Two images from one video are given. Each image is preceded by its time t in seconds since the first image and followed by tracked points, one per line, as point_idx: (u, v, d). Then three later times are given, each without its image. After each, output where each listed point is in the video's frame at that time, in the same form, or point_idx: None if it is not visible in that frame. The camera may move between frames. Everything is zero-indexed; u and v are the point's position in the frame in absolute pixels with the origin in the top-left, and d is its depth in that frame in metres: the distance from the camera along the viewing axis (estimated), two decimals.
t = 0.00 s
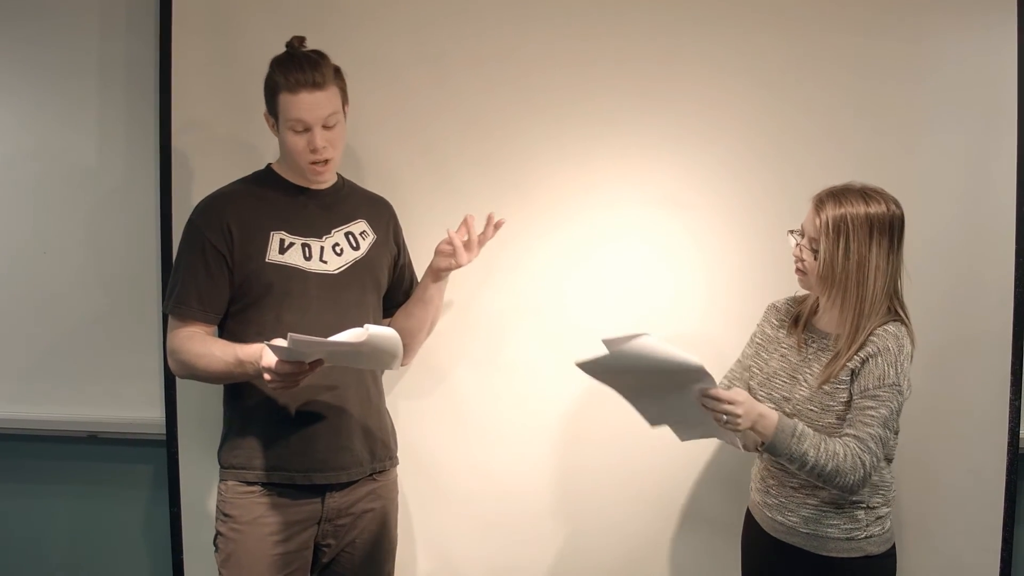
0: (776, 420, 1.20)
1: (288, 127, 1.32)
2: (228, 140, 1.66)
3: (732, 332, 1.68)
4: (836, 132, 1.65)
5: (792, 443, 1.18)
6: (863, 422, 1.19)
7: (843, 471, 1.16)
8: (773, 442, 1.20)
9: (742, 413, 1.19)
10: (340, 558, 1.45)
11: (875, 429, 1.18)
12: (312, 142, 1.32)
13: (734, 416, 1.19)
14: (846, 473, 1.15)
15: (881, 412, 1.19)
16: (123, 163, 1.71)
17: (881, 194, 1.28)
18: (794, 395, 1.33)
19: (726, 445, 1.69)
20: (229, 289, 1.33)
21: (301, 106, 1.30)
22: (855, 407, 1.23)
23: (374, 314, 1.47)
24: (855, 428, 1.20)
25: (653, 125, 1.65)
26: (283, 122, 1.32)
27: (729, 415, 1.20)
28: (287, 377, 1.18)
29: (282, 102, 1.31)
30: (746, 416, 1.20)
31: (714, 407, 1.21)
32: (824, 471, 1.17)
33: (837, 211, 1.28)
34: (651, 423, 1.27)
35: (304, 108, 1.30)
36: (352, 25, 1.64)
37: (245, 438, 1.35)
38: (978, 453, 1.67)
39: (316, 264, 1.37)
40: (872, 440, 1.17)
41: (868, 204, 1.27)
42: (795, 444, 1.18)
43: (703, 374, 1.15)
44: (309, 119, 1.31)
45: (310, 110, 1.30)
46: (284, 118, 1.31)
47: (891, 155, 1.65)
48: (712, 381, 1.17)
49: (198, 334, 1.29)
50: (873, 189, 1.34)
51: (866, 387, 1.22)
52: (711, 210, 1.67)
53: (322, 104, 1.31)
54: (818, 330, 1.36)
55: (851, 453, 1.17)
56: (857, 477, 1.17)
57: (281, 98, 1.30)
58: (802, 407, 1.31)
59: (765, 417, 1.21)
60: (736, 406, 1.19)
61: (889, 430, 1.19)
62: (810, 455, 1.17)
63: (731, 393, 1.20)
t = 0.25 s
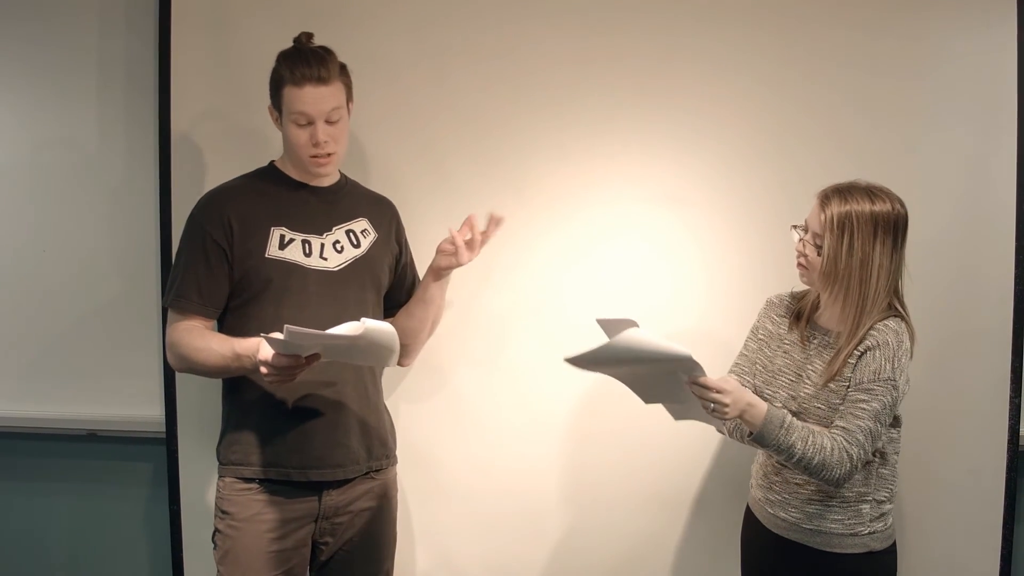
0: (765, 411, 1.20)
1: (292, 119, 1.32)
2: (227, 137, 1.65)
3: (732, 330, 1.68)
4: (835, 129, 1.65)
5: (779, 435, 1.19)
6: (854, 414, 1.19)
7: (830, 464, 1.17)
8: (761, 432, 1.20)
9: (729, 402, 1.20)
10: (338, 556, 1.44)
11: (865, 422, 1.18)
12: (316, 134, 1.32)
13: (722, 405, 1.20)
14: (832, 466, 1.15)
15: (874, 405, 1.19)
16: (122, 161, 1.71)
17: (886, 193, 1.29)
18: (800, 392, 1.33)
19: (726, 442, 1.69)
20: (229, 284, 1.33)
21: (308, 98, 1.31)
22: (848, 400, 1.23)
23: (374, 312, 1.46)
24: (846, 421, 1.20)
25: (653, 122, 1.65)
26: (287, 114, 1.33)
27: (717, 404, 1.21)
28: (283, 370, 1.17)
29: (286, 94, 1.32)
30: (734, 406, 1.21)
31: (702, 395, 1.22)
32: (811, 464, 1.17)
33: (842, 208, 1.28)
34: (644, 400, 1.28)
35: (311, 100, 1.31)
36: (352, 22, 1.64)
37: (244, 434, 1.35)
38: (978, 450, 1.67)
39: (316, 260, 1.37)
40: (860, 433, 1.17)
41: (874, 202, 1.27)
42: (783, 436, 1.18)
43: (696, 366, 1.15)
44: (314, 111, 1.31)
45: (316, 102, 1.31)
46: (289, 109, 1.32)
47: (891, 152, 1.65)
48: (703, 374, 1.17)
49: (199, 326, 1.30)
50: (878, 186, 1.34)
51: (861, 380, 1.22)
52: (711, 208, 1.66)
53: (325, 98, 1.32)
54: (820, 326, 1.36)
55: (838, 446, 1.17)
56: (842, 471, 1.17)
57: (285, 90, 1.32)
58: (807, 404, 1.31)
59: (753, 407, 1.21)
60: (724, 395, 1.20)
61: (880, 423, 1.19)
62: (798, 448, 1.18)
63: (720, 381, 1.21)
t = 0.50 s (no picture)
0: (764, 414, 1.21)
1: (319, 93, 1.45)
2: (227, 135, 1.65)
3: (732, 329, 1.68)
4: (836, 128, 1.64)
5: (778, 438, 1.19)
6: (853, 417, 1.20)
7: (827, 467, 1.18)
8: (759, 435, 1.21)
9: (729, 405, 1.21)
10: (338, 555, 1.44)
11: (864, 425, 1.19)
12: (341, 108, 1.46)
13: (722, 409, 1.21)
14: (828, 469, 1.17)
15: (873, 408, 1.19)
16: (122, 160, 1.71)
17: (887, 193, 1.28)
18: (797, 391, 1.33)
19: (726, 441, 1.69)
20: (230, 280, 1.32)
21: (336, 75, 1.47)
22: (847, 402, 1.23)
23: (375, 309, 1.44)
24: (845, 423, 1.20)
25: (653, 121, 1.65)
26: (314, 91, 1.45)
27: (717, 407, 1.22)
28: (290, 372, 1.20)
29: (316, 74, 1.46)
30: (734, 410, 1.22)
31: (702, 398, 1.23)
32: (809, 467, 1.18)
33: (843, 209, 1.28)
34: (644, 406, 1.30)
35: (339, 77, 1.47)
36: (352, 20, 1.64)
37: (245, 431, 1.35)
38: (978, 448, 1.67)
39: (316, 258, 1.37)
40: (859, 436, 1.18)
41: (874, 203, 1.27)
42: (782, 440, 1.19)
43: (694, 367, 1.15)
44: (341, 88, 1.47)
45: (344, 79, 1.47)
46: (316, 85, 1.45)
47: (891, 150, 1.65)
48: (701, 377, 1.17)
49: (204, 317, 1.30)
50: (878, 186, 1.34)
51: (860, 382, 1.22)
52: (710, 207, 1.66)
53: (352, 82, 1.49)
54: (820, 326, 1.36)
55: (836, 449, 1.18)
56: (840, 474, 1.18)
57: (315, 70, 1.46)
58: (805, 403, 1.31)
59: (754, 410, 1.22)
60: (725, 398, 1.20)
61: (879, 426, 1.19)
62: (797, 451, 1.19)
63: (720, 385, 1.22)
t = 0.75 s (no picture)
0: (767, 421, 1.21)
1: (338, 82, 1.42)
2: (226, 133, 1.65)
3: (732, 328, 1.68)
4: (836, 127, 1.64)
5: (781, 444, 1.20)
6: (855, 419, 1.20)
7: (831, 470, 1.17)
8: (763, 442, 1.21)
9: (731, 416, 1.20)
10: (336, 553, 1.44)
11: (867, 427, 1.18)
12: (359, 98, 1.43)
13: (725, 421, 1.20)
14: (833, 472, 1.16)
15: (875, 409, 1.19)
16: (121, 159, 1.71)
17: (885, 191, 1.28)
18: (794, 390, 1.33)
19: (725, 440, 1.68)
20: (229, 270, 1.32)
21: (357, 66, 1.44)
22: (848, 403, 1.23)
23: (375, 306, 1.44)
24: (847, 425, 1.20)
25: (653, 120, 1.65)
26: (335, 76, 1.43)
27: (720, 420, 1.21)
28: (291, 356, 1.12)
29: (339, 61, 1.44)
30: (736, 420, 1.21)
31: (704, 410, 1.22)
32: (813, 470, 1.18)
33: (840, 207, 1.28)
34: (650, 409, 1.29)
35: (359, 68, 1.44)
36: (352, 18, 1.64)
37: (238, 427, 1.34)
38: (978, 447, 1.67)
39: (316, 253, 1.37)
40: (862, 438, 1.18)
41: (872, 200, 1.27)
42: (785, 445, 1.19)
43: (697, 380, 1.13)
44: (361, 78, 1.44)
45: (364, 70, 1.44)
46: (336, 75, 1.42)
47: (891, 149, 1.64)
48: (704, 387, 1.15)
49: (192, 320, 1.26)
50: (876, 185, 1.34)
51: (861, 382, 1.22)
52: (710, 206, 1.66)
53: (374, 74, 1.46)
54: (819, 325, 1.36)
55: (839, 451, 1.18)
56: (844, 476, 1.18)
57: (339, 57, 1.44)
58: (802, 402, 1.31)
59: (756, 418, 1.21)
60: (727, 412, 1.19)
61: (881, 427, 1.19)
62: (800, 455, 1.18)
63: (722, 396, 1.21)
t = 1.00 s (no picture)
0: (769, 423, 1.21)
1: (348, 83, 1.43)
2: (225, 131, 1.64)
3: (731, 327, 1.68)
4: (835, 125, 1.64)
5: (784, 445, 1.19)
6: (858, 418, 1.20)
7: (834, 470, 1.17)
8: (766, 444, 1.21)
9: (734, 420, 1.20)
10: (336, 553, 1.44)
11: (869, 427, 1.18)
12: (369, 100, 1.44)
13: (728, 424, 1.20)
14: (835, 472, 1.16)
15: (877, 409, 1.19)
16: (120, 157, 1.71)
17: (883, 188, 1.28)
18: (793, 388, 1.33)
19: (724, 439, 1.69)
20: (235, 267, 1.31)
21: (368, 68, 1.45)
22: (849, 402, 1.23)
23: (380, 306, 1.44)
24: (850, 424, 1.20)
25: (652, 119, 1.65)
26: (347, 76, 1.43)
27: (722, 423, 1.21)
28: (302, 350, 1.12)
29: (352, 62, 1.45)
30: (739, 422, 1.21)
31: (707, 413, 1.22)
32: (815, 470, 1.18)
33: (839, 205, 1.28)
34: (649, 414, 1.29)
35: (370, 70, 1.45)
36: (352, 17, 1.63)
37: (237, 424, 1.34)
38: (978, 446, 1.67)
39: (322, 251, 1.37)
40: (865, 438, 1.18)
41: (870, 198, 1.27)
42: (788, 446, 1.19)
43: (697, 386, 1.15)
44: (372, 79, 1.45)
45: (375, 72, 1.45)
46: (347, 75, 1.43)
47: (891, 148, 1.64)
48: (705, 392, 1.17)
49: (196, 318, 1.24)
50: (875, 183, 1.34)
51: (863, 381, 1.21)
52: (709, 205, 1.66)
53: (386, 76, 1.47)
54: (819, 324, 1.36)
55: (842, 451, 1.18)
56: (847, 476, 1.18)
57: (351, 59, 1.45)
58: (801, 400, 1.30)
59: (759, 420, 1.21)
60: (729, 414, 1.20)
61: (883, 427, 1.19)
62: (803, 455, 1.18)
63: (724, 399, 1.22)
